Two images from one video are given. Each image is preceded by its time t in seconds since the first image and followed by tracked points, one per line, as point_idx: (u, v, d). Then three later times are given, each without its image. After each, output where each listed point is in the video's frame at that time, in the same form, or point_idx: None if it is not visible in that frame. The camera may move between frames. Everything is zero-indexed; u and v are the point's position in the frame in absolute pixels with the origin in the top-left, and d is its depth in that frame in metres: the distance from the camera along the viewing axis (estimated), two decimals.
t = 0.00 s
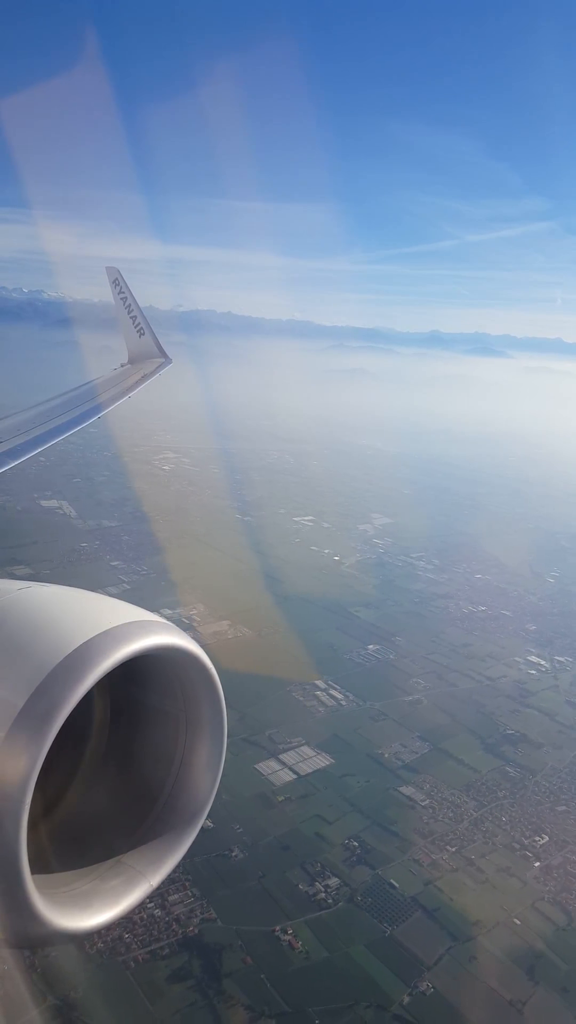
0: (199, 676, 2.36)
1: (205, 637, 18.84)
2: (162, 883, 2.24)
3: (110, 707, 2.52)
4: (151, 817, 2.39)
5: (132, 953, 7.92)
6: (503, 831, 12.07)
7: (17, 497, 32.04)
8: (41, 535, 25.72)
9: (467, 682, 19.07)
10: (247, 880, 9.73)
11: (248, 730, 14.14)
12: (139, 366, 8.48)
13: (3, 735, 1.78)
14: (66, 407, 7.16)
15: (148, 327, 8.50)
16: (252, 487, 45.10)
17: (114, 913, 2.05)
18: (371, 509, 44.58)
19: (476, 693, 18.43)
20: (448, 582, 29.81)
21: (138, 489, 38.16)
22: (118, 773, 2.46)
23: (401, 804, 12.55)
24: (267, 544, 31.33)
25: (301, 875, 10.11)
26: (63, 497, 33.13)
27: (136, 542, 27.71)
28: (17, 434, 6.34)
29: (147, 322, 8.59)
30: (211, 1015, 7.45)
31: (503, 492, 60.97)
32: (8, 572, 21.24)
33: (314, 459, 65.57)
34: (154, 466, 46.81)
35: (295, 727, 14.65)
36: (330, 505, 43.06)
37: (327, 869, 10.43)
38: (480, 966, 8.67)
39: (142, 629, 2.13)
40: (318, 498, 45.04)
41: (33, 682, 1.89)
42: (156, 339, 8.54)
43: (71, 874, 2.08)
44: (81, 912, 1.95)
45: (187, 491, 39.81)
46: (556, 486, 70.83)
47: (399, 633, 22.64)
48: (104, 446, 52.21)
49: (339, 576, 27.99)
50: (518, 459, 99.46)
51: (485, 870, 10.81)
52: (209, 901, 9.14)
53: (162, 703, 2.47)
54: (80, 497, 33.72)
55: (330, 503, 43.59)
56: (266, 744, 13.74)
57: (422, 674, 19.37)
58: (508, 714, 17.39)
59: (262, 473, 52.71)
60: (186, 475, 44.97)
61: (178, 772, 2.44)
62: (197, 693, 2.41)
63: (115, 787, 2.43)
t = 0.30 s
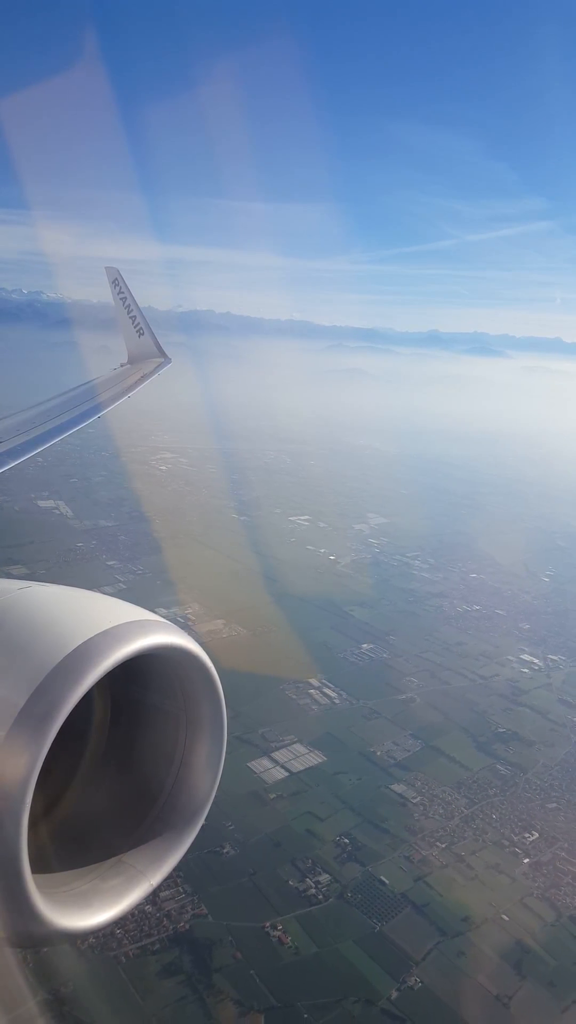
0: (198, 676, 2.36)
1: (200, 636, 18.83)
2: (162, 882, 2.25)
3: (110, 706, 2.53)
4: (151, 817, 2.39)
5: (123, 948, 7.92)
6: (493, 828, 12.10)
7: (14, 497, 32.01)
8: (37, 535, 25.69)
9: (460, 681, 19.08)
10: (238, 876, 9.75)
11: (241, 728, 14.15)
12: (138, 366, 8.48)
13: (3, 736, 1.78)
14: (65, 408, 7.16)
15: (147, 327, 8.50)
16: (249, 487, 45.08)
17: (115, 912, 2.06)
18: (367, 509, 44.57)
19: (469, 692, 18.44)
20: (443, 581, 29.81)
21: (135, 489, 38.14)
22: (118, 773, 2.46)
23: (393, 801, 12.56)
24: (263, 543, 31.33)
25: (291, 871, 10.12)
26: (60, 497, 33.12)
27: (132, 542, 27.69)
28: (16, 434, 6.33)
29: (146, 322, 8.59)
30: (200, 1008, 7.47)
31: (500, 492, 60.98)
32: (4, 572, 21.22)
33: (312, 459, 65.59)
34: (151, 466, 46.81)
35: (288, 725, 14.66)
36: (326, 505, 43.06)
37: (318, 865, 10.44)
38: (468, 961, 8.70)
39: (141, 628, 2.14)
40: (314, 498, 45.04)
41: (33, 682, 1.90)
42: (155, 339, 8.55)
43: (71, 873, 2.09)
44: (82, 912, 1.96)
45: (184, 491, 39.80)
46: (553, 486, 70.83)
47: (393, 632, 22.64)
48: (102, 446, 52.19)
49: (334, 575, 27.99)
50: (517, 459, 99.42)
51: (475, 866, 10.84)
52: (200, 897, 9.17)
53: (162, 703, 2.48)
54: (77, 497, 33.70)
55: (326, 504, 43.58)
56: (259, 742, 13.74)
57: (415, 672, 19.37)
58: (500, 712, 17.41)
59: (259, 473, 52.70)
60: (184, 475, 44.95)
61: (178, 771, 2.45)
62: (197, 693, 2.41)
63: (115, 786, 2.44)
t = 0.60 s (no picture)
0: (198, 676, 2.37)
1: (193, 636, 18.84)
2: (161, 882, 2.25)
3: (109, 706, 2.53)
4: (151, 817, 2.39)
5: (112, 945, 7.93)
6: (483, 825, 12.11)
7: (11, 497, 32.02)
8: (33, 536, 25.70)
9: (452, 680, 19.11)
10: (228, 874, 9.75)
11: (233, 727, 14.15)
12: (138, 366, 8.47)
13: (3, 735, 1.79)
14: (64, 408, 7.17)
15: (147, 326, 8.50)
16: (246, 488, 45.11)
17: (114, 912, 2.06)
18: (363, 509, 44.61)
19: (461, 690, 18.45)
20: (438, 581, 29.86)
21: (132, 489, 38.16)
22: (117, 774, 2.47)
23: (383, 798, 12.56)
24: (258, 543, 31.34)
25: (281, 868, 10.10)
26: (57, 497, 33.16)
27: (127, 542, 27.70)
28: (15, 434, 6.35)
29: (146, 321, 8.59)
30: (188, 1004, 7.46)
31: (496, 493, 61.04)
32: None
33: (309, 460, 65.68)
34: (148, 466, 46.85)
35: (280, 724, 14.65)
36: (323, 505, 43.08)
37: (308, 862, 10.42)
38: (455, 957, 8.72)
39: (139, 629, 2.14)
40: (311, 498, 45.10)
41: (32, 682, 1.90)
42: (155, 338, 8.55)
43: (70, 874, 2.09)
44: (81, 912, 1.96)
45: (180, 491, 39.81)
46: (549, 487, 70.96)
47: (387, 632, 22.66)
48: (100, 447, 52.22)
49: (329, 575, 28.01)
50: (514, 460, 99.52)
51: (464, 863, 10.86)
52: (190, 895, 9.19)
53: (162, 703, 2.49)
54: (74, 497, 33.72)
55: (323, 504, 43.61)
56: (251, 740, 13.73)
57: (408, 672, 19.39)
58: (493, 711, 17.42)
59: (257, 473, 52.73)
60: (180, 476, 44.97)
61: (177, 772, 2.46)
62: (197, 694, 2.42)
63: (114, 787, 2.45)
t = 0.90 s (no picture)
0: (198, 676, 2.37)
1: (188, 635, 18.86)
2: (161, 883, 2.26)
3: (109, 706, 2.54)
4: (150, 817, 2.40)
5: (103, 942, 7.91)
6: (473, 823, 12.13)
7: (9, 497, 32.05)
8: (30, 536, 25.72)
9: (445, 680, 19.14)
10: (219, 871, 9.74)
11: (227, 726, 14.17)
12: (139, 367, 8.49)
13: (3, 735, 1.80)
14: (64, 408, 7.19)
15: (148, 327, 8.52)
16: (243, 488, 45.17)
17: (113, 912, 2.07)
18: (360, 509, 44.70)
19: (454, 690, 18.48)
20: (433, 581, 29.92)
21: (129, 489, 38.20)
22: (117, 774, 2.48)
23: (375, 797, 12.57)
24: (254, 543, 31.38)
25: (272, 866, 10.11)
26: (55, 497, 33.19)
27: (124, 542, 27.74)
28: (15, 434, 6.37)
29: (147, 322, 8.61)
30: (177, 1002, 7.47)
31: (494, 494, 61.17)
32: None
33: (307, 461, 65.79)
34: (146, 467, 46.92)
35: (274, 723, 14.66)
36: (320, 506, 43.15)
37: (299, 860, 10.43)
38: (443, 954, 8.75)
39: (140, 629, 2.15)
40: (308, 499, 45.19)
41: (33, 682, 1.91)
42: (156, 339, 8.56)
43: (70, 874, 2.10)
44: (81, 912, 1.97)
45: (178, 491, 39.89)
46: (546, 488, 71.13)
47: (382, 632, 22.68)
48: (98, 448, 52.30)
49: (325, 576, 28.07)
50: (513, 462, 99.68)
51: (454, 862, 10.88)
52: (181, 892, 9.20)
53: (161, 703, 2.49)
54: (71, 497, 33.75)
55: (320, 504, 43.68)
56: (244, 739, 13.73)
57: (402, 671, 19.41)
58: (485, 710, 17.46)
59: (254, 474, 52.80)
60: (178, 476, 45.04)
61: (177, 772, 2.46)
62: (197, 694, 2.42)
63: (114, 787, 2.45)
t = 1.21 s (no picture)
0: (197, 676, 2.38)
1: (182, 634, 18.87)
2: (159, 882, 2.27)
3: (108, 706, 2.55)
4: (149, 818, 2.40)
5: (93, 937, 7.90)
6: (463, 821, 12.15)
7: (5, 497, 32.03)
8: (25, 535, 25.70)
9: (437, 679, 19.17)
10: (209, 868, 9.73)
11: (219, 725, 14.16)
12: (139, 366, 8.49)
13: (2, 735, 1.80)
14: (63, 408, 7.19)
15: (148, 327, 8.52)
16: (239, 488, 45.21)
17: (112, 912, 2.07)
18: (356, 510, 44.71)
19: (446, 689, 18.51)
20: (428, 581, 29.97)
21: (125, 489, 38.20)
22: (116, 774, 2.48)
23: (365, 795, 12.57)
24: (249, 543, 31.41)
25: (261, 863, 10.10)
26: (51, 497, 33.13)
27: (119, 542, 27.74)
28: (14, 433, 6.37)
29: (146, 322, 8.61)
30: (165, 998, 7.49)
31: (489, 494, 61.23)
32: None
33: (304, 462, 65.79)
34: (142, 467, 46.88)
35: (265, 722, 14.65)
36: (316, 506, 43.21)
37: (288, 856, 10.42)
38: (431, 951, 8.79)
39: (139, 629, 2.16)
40: (303, 499, 45.20)
41: (32, 681, 1.92)
42: (156, 339, 8.56)
43: (69, 874, 2.10)
44: (80, 911, 1.98)
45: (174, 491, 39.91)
46: (541, 489, 71.19)
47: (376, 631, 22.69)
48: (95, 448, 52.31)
49: (320, 576, 28.09)
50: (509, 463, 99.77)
51: (443, 860, 10.90)
52: (171, 890, 9.20)
53: (160, 703, 2.50)
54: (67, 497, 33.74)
55: (316, 504, 43.73)
56: (235, 738, 13.73)
57: (394, 671, 19.44)
58: (476, 709, 17.48)
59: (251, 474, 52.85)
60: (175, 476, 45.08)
61: (176, 772, 2.47)
62: (196, 694, 2.43)
63: (114, 786, 2.46)
